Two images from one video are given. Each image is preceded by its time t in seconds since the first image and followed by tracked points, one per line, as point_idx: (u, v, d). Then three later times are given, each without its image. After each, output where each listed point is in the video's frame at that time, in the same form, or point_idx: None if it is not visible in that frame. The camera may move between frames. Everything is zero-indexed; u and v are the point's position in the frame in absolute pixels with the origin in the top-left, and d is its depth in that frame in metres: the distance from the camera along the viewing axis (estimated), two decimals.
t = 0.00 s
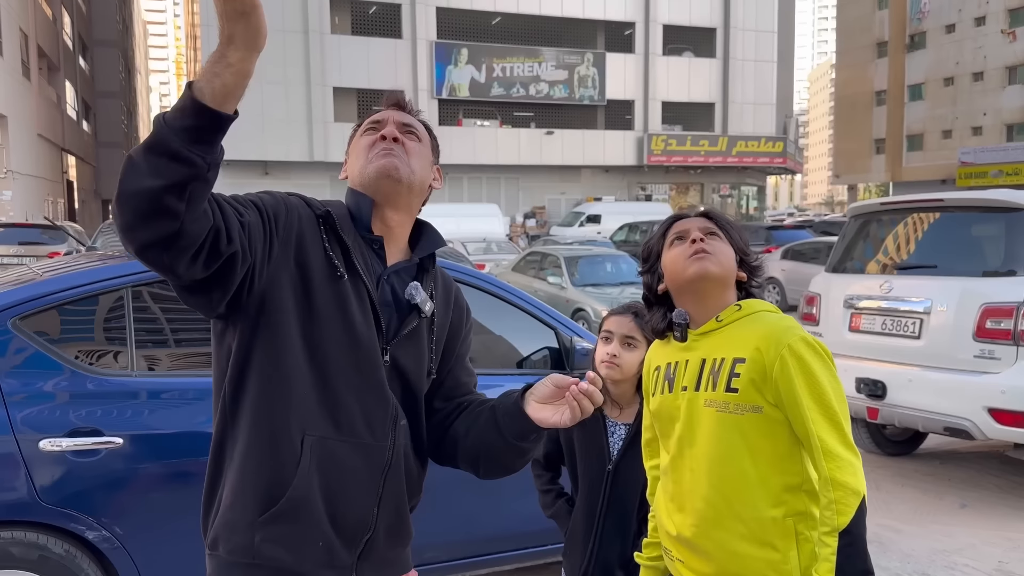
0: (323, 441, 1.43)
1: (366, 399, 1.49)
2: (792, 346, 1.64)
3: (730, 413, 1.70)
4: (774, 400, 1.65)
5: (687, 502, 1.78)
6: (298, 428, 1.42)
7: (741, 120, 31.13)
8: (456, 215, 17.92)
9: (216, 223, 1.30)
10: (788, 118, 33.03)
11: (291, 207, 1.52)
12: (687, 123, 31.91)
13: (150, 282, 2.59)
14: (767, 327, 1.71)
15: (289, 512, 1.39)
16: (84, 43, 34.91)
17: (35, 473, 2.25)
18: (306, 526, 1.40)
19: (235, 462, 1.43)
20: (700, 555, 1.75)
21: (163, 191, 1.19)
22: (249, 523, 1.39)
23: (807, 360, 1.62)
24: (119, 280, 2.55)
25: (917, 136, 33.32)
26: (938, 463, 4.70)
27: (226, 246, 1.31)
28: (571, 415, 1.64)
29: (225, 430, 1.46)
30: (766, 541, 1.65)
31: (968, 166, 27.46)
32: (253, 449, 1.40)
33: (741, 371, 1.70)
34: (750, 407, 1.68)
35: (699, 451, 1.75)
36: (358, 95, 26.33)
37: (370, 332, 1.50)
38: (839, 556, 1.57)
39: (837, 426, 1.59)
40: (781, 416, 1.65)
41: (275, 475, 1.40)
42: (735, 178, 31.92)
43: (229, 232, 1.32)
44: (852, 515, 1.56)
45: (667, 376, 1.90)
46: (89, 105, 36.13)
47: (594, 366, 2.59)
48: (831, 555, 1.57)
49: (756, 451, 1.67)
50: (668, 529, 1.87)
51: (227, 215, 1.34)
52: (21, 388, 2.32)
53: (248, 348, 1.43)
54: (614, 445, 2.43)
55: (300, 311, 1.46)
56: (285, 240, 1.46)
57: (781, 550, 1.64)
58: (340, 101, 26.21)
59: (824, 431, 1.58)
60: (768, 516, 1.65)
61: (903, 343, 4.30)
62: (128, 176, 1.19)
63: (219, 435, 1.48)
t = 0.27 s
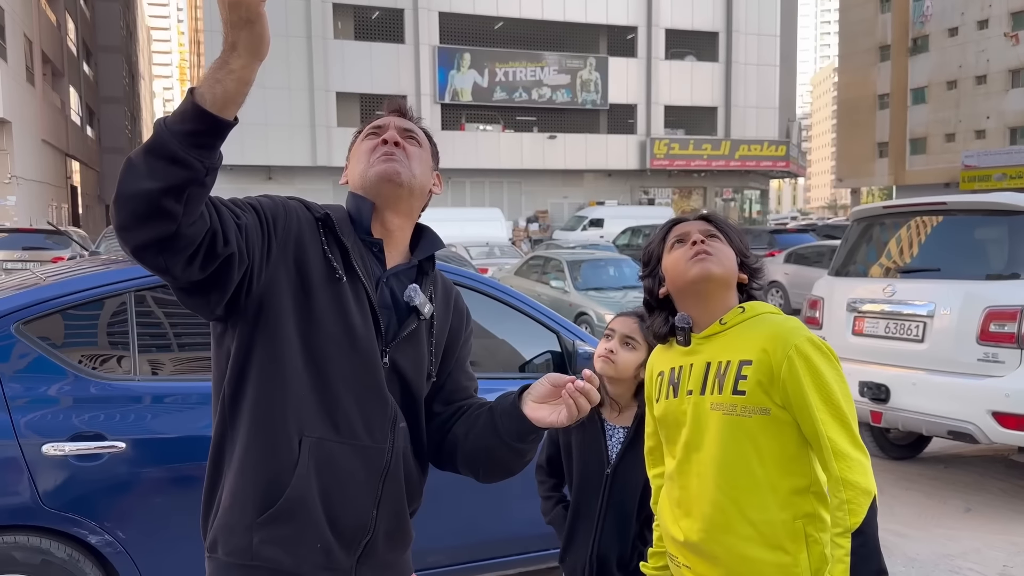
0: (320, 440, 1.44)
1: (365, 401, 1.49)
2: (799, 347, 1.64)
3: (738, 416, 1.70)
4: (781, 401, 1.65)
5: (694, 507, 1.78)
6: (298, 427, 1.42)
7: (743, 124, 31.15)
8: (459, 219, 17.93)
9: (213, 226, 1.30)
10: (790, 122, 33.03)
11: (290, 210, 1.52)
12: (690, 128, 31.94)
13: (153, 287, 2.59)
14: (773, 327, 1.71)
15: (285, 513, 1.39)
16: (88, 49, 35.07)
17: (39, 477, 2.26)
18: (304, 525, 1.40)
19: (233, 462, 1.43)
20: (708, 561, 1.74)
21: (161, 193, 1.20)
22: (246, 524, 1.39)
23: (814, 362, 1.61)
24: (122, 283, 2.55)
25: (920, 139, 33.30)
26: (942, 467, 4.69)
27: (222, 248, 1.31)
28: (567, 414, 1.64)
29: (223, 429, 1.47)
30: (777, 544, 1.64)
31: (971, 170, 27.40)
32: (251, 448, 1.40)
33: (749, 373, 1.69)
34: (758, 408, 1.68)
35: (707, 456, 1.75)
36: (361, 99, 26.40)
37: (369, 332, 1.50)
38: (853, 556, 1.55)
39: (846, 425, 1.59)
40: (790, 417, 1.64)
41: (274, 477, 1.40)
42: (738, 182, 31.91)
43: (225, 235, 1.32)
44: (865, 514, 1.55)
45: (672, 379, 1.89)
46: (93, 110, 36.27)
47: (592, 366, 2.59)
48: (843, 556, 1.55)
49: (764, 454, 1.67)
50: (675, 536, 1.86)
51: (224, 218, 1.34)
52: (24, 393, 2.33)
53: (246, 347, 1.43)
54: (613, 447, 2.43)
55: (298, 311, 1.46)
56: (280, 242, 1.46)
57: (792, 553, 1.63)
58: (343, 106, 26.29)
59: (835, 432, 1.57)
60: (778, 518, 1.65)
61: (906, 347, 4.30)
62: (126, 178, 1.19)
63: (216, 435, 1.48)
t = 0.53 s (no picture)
0: (321, 444, 1.44)
1: (365, 406, 1.49)
2: (810, 355, 1.63)
3: (747, 422, 1.69)
4: (791, 410, 1.64)
5: (698, 513, 1.78)
6: (298, 432, 1.43)
7: (746, 128, 31.16)
8: (461, 223, 17.94)
9: (212, 235, 1.30)
10: (793, 126, 33.04)
11: (289, 216, 1.52)
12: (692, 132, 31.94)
13: (154, 292, 2.59)
14: (783, 334, 1.71)
15: (286, 518, 1.39)
16: (93, 54, 35.20)
17: (41, 482, 2.26)
18: (305, 532, 1.41)
19: (233, 469, 1.43)
20: (711, 564, 1.74)
21: (161, 203, 1.20)
22: (246, 530, 1.39)
23: (825, 369, 1.61)
24: (123, 288, 2.56)
25: (923, 143, 33.26)
26: (945, 471, 4.67)
27: (221, 255, 1.31)
28: (567, 417, 1.65)
29: (223, 436, 1.47)
30: (782, 550, 1.64)
31: (975, 174, 27.35)
32: (251, 454, 1.40)
33: (758, 381, 1.69)
34: (766, 416, 1.67)
35: (713, 461, 1.74)
36: (363, 104, 26.45)
37: (369, 336, 1.50)
38: (860, 566, 1.55)
39: (854, 434, 1.59)
40: (798, 425, 1.64)
41: (274, 482, 1.40)
42: (740, 186, 31.90)
43: (225, 242, 1.33)
44: (873, 524, 1.55)
45: (677, 383, 1.89)
46: (97, 115, 36.39)
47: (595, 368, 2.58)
48: (850, 565, 1.55)
49: (771, 462, 1.67)
50: (678, 540, 1.86)
51: (223, 226, 1.34)
52: (27, 397, 2.33)
53: (246, 353, 1.44)
54: (614, 451, 2.43)
55: (298, 316, 1.46)
56: (279, 247, 1.46)
57: (798, 559, 1.63)
58: (345, 110, 26.34)
59: (843, 440, 1.58)
60: (785, 524, 1.64)
61: (909, 351, 4.29)
62: (126, 188, 1.19)
63: (216, 440, 1.48)
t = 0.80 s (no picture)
0: (320, 447, 1.45)
1: (364, 409, 1.50)
2: (814, 360, 1.64)
3: (750, 427, 1.69)
4: (794, 414, 1.65)
5: (699, 515, 1.78)
6: (296, 436, 1.43)
7: (747, 132, 31.19)
8: (462, 226, 17.95)
9: (210, 245, 1.29)
10: (794, 129, 33.07)
11: (285, 220, 1.52)
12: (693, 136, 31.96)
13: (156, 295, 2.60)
14: (787, 338, 1.71)
15: (286, 522, 1.40)
16: (95, 58, 35.30)
17: (42, 485, 2.27)
18: (304, 535, 1.41)
19: (231, 473, 1.43)
20: (711, 565, 1.75)
21: (161, 217, 1.19)
22: (246, 534, 1.40)
23: (828, 375, 1.62)
24: (125, 292, 2.57)
25: (924, 147, 33.28)
26: (946, 475, 4.67)
27: (220, 266, 1.31)
28: (565, 415, 1.66)
29: (221, 442, 1.47)
30: (784, 553, 1.64)
31: (976, 177, 27.33)
32: (250, 459, 1.41)
33: (762, 386, 1.69)
34: (769, 420, 1.67)
35: (716, 464, 1.74)
36: (365, 107, 26.50)
37: (366, 338, 1.51)
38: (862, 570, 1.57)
39: (857, 439, 1.61)
40: (802, 429, 1.65)
41: (274, 486, 1.41)
42: (741, 190, 31.92)
43: (223, 252, 1.32)
44: (875, 528, 1.57)
45: (678, 386, 1.89)
46: (99, 118, 36.48)
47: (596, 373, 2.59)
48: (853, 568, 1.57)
49: (776, 466, 1.67)
50: (679, 542, 1.86)
51: (221, 236, 1.33)
52: (29, 399, 2.34)
53: (245, 358, 1.44)
54: (615, 453, 2.44)
55: (297, 321, 1.47)
56: (277, 253, 1.46)
57: (801, 560, 1.64)
58: (347, 114, 26.40)
59: (847, 446, 1.59)
60: (787, 528, 1.65)
61: (909, 354, 4.29)
62: (125, 202, 1.19)
63: (214, 445, 1.49)
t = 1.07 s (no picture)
0: (318, 458, 1.45)
1: (362, 418, 1.50)
2: (815, 367, 1.65)
3: (751, 435, 1.69)
4: (795, 422, 1.65)
5: (699, 521, 1.77)
6: (295, 448, 1.43)
7: (747, 135, 31.23)
8: (462, 229, 17.95)
9: (200, 276, 1.27)
10: (794, 132, 33.11)
11: (280, 228, 1.50)
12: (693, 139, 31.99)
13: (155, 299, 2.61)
14: (788, 344, 1.72)
15: (285, 534, 1.40)
16: (96, 62, 35.35)
17: (41, 488, 2.27)
18: (303, 547, 1.41)
19: (230, 486, 1.43)
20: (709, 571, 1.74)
21: (149, 264, 1.17)
22: (245, 548, 1.40)
23: (830, 383, 1.63)
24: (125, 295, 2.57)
25: (923, 150, 33.31)
26: (945, 477, 4.67)
27: (207, 295, 1.28)
28: (561, 416, 1.67)
29: (219, 454, 1.47)
30: (784, 557, 1.65)
31: (975, 180, 27.33)
32: (249, 472, 1.41)
33: (763, 393, 1.69)
34: (771, 427, 1.67)
35: (717, 471, 1.73)
36: (365, 110, 26.53)
37: (363, 347, 1.52)
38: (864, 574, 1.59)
39: (859, 446, 1.62)
40: (802, 436, 1.66)
41: (273, 500, 1.41)
42: (741, 193, 31.95)
43: (211, 281, 1.29)
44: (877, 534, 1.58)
45: (677, 391, 1.88)
46: (99, 121, 36.52)
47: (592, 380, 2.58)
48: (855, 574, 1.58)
49: (776, 472, 1.67)
50: (676, 548, 1.85)
51: (210, 265, 1.30)
52: (28, 401, 2.34)
53: (242, 371, 1.44)
54: (614, 457, 2.44)
55: (295, 334, 1.46)
56: (274, 265, 1.45)
57: (800, 564, 1.64)
58: (347, 117, 26.43)
59: (849, 452, 1.60)
60: (787, 534, 1.65)
61: (908, 357, 4.29)
62: (114, 246, 1.16)
63: (212, 458, 1.49)
